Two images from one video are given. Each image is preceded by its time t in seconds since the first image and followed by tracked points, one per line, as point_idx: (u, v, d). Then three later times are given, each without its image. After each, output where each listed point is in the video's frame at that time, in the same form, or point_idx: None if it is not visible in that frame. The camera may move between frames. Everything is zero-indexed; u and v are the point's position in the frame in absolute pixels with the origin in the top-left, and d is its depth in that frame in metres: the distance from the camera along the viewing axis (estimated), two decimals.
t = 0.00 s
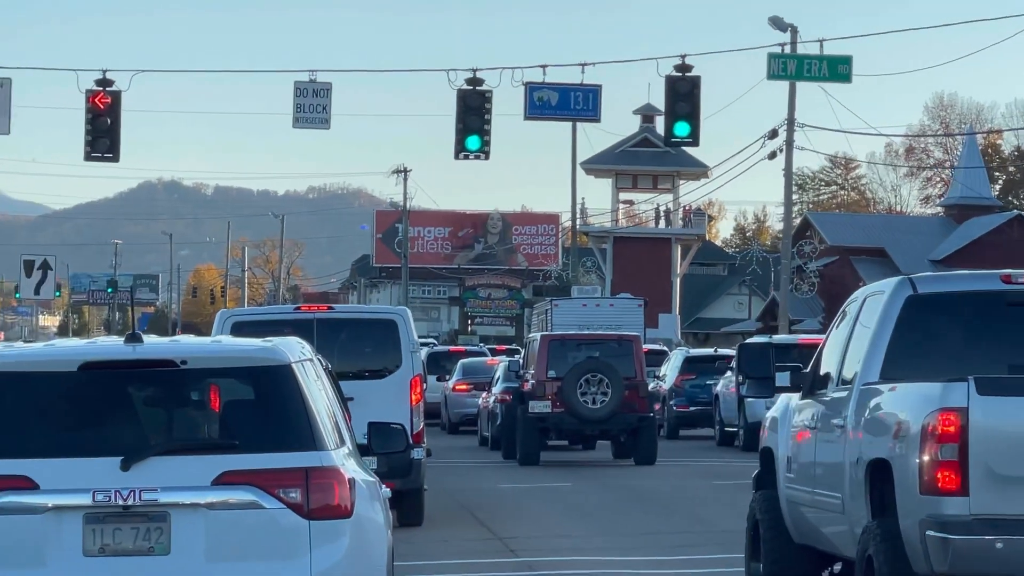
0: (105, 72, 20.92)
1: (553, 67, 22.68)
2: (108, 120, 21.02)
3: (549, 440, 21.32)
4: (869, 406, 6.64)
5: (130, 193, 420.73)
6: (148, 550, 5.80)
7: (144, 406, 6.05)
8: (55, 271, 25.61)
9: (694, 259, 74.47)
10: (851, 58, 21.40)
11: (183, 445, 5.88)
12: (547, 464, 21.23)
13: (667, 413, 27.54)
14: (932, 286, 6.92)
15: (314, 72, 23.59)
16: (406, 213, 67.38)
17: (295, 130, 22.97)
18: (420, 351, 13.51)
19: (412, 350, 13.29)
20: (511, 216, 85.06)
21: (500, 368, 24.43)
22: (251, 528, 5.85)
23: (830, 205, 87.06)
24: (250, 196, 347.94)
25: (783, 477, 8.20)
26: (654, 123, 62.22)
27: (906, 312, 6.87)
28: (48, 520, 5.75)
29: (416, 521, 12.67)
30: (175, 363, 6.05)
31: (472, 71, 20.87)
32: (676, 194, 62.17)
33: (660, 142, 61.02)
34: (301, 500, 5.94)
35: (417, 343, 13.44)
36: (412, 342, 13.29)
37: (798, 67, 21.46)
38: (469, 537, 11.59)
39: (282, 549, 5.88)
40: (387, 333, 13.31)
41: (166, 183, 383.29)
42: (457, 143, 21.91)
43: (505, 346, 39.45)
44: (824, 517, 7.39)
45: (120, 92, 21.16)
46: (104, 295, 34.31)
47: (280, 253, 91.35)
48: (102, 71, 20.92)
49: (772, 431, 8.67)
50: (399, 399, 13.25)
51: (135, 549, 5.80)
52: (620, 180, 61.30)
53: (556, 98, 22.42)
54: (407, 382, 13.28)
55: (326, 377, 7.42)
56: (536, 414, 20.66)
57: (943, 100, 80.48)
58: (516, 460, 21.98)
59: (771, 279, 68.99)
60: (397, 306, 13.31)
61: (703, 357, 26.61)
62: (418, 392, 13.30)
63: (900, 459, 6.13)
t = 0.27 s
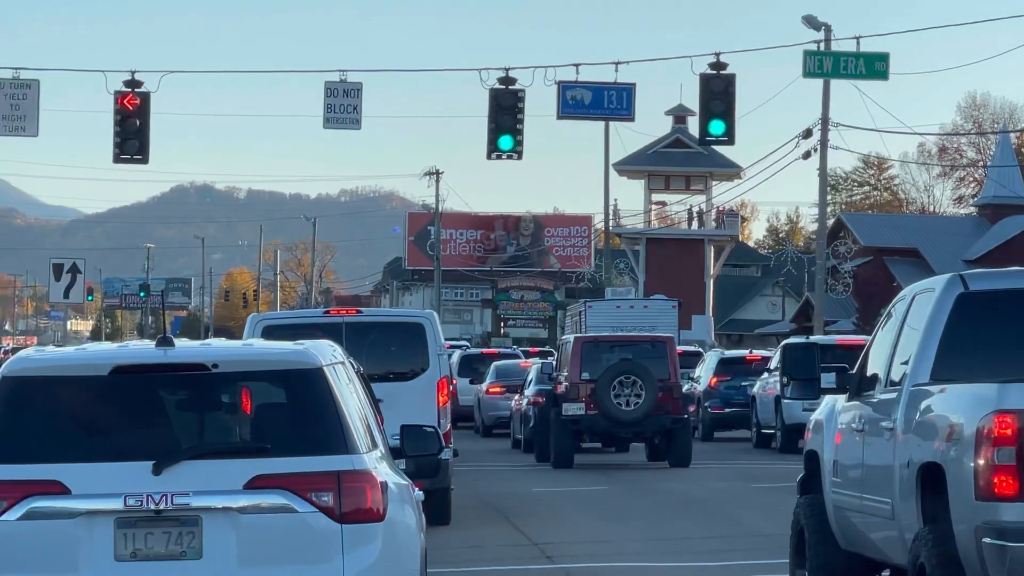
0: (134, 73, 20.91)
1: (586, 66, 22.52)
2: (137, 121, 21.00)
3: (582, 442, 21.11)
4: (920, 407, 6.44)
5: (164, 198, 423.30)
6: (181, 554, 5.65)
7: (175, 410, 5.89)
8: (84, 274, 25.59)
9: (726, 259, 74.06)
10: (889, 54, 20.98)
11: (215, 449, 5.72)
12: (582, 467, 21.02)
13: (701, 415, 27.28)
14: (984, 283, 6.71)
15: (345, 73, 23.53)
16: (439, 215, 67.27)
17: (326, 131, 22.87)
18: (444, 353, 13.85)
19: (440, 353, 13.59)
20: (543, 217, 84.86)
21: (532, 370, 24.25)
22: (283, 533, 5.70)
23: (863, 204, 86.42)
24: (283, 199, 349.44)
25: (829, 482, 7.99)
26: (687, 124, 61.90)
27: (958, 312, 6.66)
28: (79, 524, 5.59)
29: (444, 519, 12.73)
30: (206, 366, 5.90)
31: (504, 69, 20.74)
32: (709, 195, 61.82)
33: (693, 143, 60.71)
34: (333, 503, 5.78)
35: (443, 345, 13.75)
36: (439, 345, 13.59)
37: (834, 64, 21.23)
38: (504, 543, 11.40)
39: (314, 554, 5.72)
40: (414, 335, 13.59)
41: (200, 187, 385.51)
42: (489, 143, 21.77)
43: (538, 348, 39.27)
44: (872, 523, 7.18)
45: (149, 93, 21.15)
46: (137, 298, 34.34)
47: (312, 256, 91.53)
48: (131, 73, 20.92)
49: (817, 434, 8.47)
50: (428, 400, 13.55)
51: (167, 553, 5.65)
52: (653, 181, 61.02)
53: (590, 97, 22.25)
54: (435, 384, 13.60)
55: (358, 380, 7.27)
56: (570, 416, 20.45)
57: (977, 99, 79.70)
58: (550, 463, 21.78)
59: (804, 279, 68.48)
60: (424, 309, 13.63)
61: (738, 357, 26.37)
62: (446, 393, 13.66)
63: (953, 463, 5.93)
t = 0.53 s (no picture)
0: (166, 72, 20.89)
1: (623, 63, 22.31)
2: (170, 121, 20.99)
3: (620, 443, 20.91)
4: (976, 409, 6.24)
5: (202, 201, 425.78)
6: (218, 556, 5.49)
7: (212, 412, 5.73)
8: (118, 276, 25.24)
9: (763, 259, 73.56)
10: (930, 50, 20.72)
11: (252, 450, 5.57)
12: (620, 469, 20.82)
13: (740, 416, 26.97)
14: None
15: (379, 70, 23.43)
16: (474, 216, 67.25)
17: (360, 130, 22.77)
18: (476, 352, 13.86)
19: (471, 354, 13.64)
20: (578, 218, 84.68)
21: (570, 372, 24.10)
22: (322, 536, 5.55)
23: (900, 204, 85.60)
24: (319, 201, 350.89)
25: (880, 484, 7.78)
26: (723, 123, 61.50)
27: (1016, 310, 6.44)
28: (117, 527, 5.42)
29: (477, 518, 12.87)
30: (243, 367, 5.73)
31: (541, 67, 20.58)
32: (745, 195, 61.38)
33: (730, 142, 60.30)
34: (371, 504, 5.64)
35: (474, 346, 13.79)
36: (471, 346, 13.63)
37: (875, 60, 20.91)
38: (544, 548, 11.20)
39: (353, 556, 5.58)
40: (446, 337, 13.63)
41: (238, 191, 387.70)
42: (526, 141, 21.66)
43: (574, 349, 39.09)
44: (926, 526, 6.97)
45: (182, 93, 21.13)
46: (174, 301, 34.43)
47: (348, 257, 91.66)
48: (164, 72, 20.91)
49: (867, 436, 8.26)
50: (459, 402, 13.61)
51: (204, 556, 5.49)
52: (689, 181, 60.66)
53: (627, 94, 22.06)
54: (466, 386, 13.65)
55: (394, 382, 7.13)
56: (608, 417, 20.26)
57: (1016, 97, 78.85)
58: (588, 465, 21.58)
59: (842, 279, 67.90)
60: (457, 311, 13.61)
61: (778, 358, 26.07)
62: (476, 395, 13.72)
63: (1012, 466, 5.72)
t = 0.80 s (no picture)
0: (204, 69, 20.91)
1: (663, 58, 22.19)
2: (207, 119, 21.04)
3: (660, 441, 20.79)
4: None
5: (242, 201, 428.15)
6: (259, 553, 5.44)
7: (254, 412, 5.68)
8: (155, 274, 24.82)
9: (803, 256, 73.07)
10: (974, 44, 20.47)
11: (292, 447, 5.52)
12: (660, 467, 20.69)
13: (783, 413, 26.67)
14: None
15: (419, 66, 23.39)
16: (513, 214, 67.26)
17: (399, 126, 22.80)
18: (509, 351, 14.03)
19: (505, 352, 13.80)
20: (617, 215, 84.46)
21: (609, 370, 24.00)
22: (363, 533, 5.50)
23: (941, 201, 84.74)
24: (359, 199, 352.19)
25: (934, 486, 7.62)
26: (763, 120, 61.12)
27: None
28: (158, 523, 5.39)
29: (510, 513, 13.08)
30: (284, 364, 5.68)
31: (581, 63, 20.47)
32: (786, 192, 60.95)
33: (770, 139, 59.90)
34: (411, 502, 5.58)
35: (506, 344, 13.96)
36: (504, 344, 13.81)
37: (919, 54, 20.65)
38: (588, 550, 11.10)
39: (392, 553, 5.52)
40: (479, 335, 13.79)
41: (278, 190, 389.75)
42: (566, 137, 21.57)
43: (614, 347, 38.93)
44: (981, 530, 6.82)
45: (219, 89, 21.14)
46: (214, 299, 34.55)
47: (388, 255, 91.81)
48: (201, 69, 20.92)
49: (920, 436, 8.12)
50: (492, 398, 13.78)
51: (246, 552, 5.44)
52: (729, 178, 60.31)
53: (669, 89, 21.92)
54: (499, 383, 13.82)
55: (435, 380, 7.07)
56: (648, 416, 20.13)
57: None
58: (628, 463, 21.46)
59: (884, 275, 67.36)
60: (490, 310, 13.81)
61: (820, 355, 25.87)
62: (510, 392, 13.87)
63: None
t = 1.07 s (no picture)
0: (243, 65, 20.97)
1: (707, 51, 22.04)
2: (247, 113, 21.09)
3: (704, 440, 20.61)
4: None
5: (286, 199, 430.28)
6: (303, 552, 5.38)
7: (297, 410, 5.64)
8: (196, 271, 24.84)
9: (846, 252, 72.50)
10: None
11: (337, 445, 5.47)
12: (705, 464, 20.54)
13: (829, 411, 26.42)
14: None
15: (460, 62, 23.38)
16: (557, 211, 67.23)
17: (441, 121, 22.74)
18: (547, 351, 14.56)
19: (543, 349, 14.27)
20: (659, 211, 84.22)
21: (652, 366, 23.91)
22: (409, 532, 5.45)
23: (985, 196, 83.86)
24: (402, 197, 353.04)
25: (992, 488, 7.48)
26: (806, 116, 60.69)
27: None
28: (201, 522, 5.35)
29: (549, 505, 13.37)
30: (328, 363, 5.64)
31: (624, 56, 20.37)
32: (830, 188, 60.50)
33: (814, 135, 59.45)
34: (456, 499, 5.52)
35: (545, 343, 14.44)
36: (542, 341, 14.29)
37: (967, 47, 20.39)
38: (635, 550, 11.00)
39: (438, 552, 5.47)
40: (519, 333, 14.30)
41: (321, 188, 391.72)
42: (609, 132, 21.46)
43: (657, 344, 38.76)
44: None
45: (259, 84, 21.19)
46: (257, 297, 34.69)
47: (431, 253, 91.86)
48: (241, 64, 20.98)
49: (977, 436, 7.97)
50: (531, 394, 14.20)
51: (290, 550, 5.39)
52: (773, 174, 59.92)
53: (713, 83, 21.79)
54: (538, 380, 14.25)
55: (480, 377, 7.01)
56: (691, 413, 19.94)
57: None
58: (671, 461, 21.30)
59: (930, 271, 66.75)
60: (529, 308, 14.33)
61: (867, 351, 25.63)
62: (548, 388, 14.35)
63: None
